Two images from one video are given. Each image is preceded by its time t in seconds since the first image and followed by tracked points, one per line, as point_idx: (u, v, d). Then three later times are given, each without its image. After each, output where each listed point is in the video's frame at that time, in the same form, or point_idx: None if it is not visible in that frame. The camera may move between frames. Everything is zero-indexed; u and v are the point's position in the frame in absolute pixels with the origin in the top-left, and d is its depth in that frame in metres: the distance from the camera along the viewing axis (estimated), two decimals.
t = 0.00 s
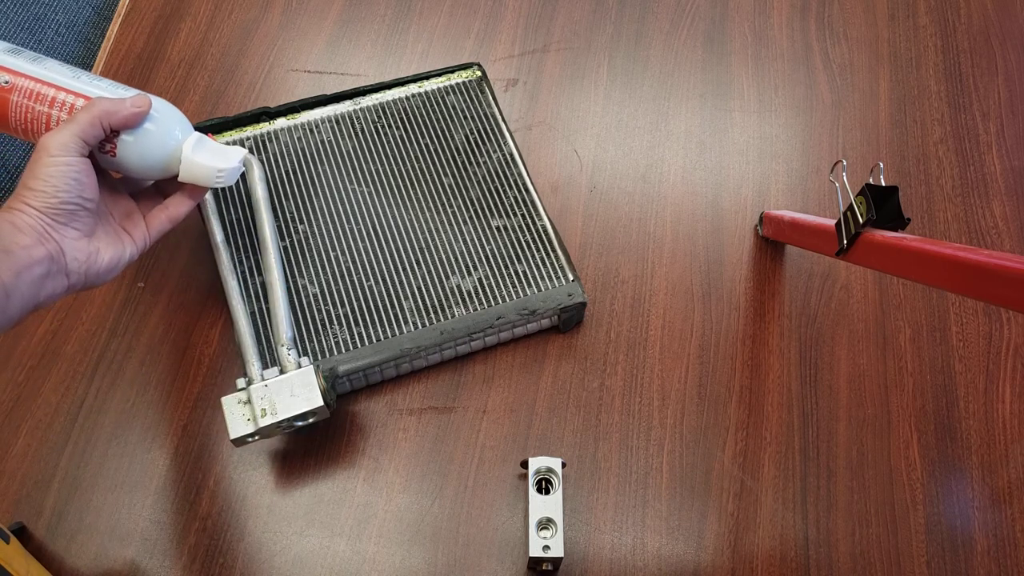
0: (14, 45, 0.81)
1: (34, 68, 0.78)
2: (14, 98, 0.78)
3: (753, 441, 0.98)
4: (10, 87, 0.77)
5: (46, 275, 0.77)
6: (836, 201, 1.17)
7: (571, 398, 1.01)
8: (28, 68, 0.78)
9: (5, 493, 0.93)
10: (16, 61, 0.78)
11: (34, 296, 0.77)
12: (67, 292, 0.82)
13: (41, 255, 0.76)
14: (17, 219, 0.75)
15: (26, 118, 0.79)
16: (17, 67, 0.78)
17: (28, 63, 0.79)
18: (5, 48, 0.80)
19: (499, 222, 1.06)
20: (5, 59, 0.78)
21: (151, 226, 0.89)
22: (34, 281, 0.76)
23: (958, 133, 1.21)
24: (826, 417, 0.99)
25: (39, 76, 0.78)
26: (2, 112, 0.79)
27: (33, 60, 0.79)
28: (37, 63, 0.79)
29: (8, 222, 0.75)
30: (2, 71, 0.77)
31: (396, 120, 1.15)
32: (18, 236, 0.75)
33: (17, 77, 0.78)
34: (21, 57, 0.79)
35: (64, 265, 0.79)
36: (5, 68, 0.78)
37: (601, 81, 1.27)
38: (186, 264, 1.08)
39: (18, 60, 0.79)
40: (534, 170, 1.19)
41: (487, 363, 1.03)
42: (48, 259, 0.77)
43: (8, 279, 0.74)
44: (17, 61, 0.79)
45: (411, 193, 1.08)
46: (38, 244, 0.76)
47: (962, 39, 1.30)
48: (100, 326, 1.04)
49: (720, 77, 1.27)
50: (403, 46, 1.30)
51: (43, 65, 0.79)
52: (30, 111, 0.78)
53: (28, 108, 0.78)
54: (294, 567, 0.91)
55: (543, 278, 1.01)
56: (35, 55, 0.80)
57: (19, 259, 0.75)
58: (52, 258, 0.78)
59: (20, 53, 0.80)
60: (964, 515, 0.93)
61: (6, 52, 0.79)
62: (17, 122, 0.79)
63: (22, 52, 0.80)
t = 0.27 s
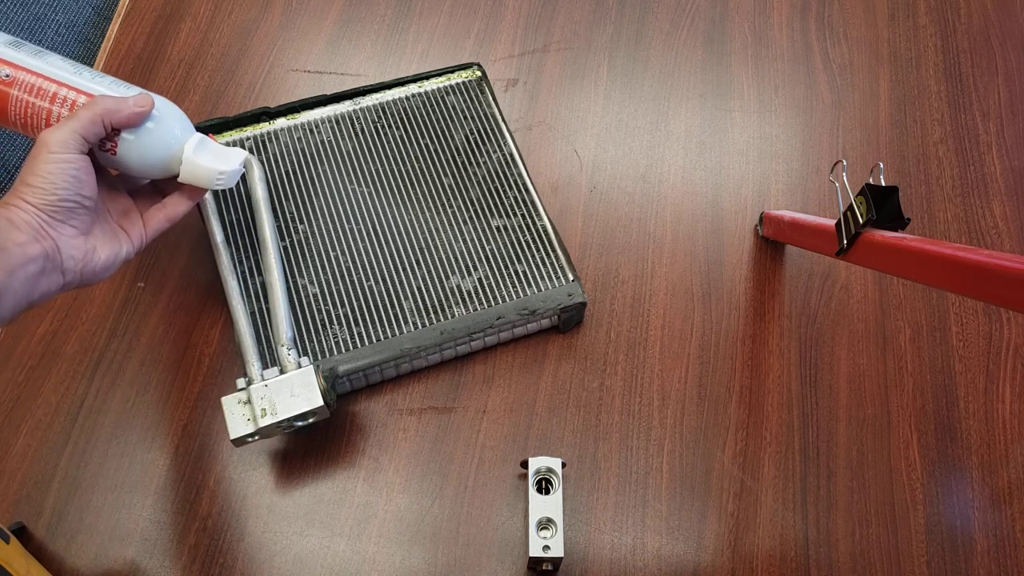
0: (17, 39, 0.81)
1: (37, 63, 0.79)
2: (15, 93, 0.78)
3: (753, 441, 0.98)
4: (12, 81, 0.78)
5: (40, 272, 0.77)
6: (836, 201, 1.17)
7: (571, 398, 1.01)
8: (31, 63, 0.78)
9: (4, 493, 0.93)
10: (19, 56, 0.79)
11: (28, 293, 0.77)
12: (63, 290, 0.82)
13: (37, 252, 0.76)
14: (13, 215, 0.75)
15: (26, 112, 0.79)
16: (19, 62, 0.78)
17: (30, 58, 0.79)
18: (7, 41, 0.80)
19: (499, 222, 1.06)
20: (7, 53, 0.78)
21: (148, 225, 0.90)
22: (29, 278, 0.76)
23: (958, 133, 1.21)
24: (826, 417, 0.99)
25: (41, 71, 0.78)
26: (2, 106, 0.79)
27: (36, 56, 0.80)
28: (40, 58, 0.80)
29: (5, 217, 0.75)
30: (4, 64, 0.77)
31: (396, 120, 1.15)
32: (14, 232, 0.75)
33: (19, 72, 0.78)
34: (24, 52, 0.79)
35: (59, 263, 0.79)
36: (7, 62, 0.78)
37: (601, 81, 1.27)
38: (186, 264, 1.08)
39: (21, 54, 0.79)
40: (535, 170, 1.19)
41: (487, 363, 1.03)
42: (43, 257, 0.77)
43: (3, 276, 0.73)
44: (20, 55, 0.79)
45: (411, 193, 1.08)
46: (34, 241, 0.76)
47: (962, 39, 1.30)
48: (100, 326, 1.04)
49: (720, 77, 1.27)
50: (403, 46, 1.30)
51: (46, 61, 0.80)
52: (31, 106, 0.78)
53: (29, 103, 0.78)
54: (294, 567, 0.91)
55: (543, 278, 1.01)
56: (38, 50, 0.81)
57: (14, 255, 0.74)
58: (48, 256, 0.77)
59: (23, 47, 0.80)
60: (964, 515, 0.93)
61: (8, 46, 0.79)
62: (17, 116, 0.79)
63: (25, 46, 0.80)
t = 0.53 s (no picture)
0: (39, 38, 0.81)
1: (60, 63, 0.78)
2: (37, 91, 0.78)
3: (753, 441, 0.98)
4: (34, 80, 0.77)
5: (58, 271, 0.77)
6: (836, 201, 1.17)
7: (570, 398, 1.01)
8: (53, 62, 0.78)
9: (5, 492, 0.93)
10: (42, 55, 0.78)
11: (46, 292, 0.77)
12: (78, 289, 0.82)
13: (55, 252, 0.76)
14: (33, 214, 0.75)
15: (47, 111, 0.79)
16: (42, 61, 0.78)
17: (53, 57, 0.79)
18: (29, 39, 0.79)
19: (499, 222, 1.06)
20: (30, 51, 0.78)
21: (162, 227, 0.89)
22: (47, 277, 0.76)
23: (958, 133, 1.21)
24: (826, 417, 0.99)
25: (64, 71, 0.78)
26: (23, 104, 0.78)
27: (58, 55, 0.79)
28: (63, 58, 0.79)
29: (24, 216, 0.75)
30: (26, 63, 0.77)
31: (396, 120, 1.15)
32: (33, 231, 0.75)
33: (41, 71, 0.77)
34: (47, 51, 0.79)
35: (76, 262, 0.80)
36: (29, 60, 0.77)
37: (601, 81, 1.27)
38: (186, 264, 1.08)
39: (43, 53, 0.78)
40: (534, 170, 1.19)
41: (487, 363, 1.03)
42: (60, 256, 0.77)
43: (20, 275, 0.73)
44: (43, 54, 0.78)
45: (411, 193, 1.08)
46: (53, 240, 0.77)
47: (962, 39, 1.30)
48: (100, 326, 1.04)
49: (720, 77, 1.27)
50: (403, 46, 1.30)
51: (68, 61, 0.79)
52: (53, 105, 0.78)
53: (50, 102, 0.78)
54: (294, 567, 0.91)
55: (542, 279, 1.01)
56: (60, 50, 0.80)
57: (31, 254, 0.75)
58: (66, 254, 0.78)
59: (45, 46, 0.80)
60: (964, 515, 0.93)
61: (31, 44, 0.79)
62: (37, 114, 0.79)
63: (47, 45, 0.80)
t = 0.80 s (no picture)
0: (50, 31, 0.80)
1: (71, 57, 0.78)
2: (47, 85, 0.77)
3: (753, 441, 0.98)
4: (45, 73, 0.77)
5: (64, 267, 0.77)
6: (836, 201, 1.16)
7: (570, 398, 1.01)
8: (64, 56, 0.77)
9: (5, 492, 0.93)
10: (52, 48, 0.77)
11: (51, 288, 0.76)
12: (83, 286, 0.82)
13: (63, 248, 0.76)
14: (40, 208, 0.75)
15: (57, 105, 0.78)
16: (53, 55, 0.77)
17: (64, 51, 0.78)
18: (39, 32, 0.78)
19: (499, 222, 1.06)
20: (40, 44, 0.77)
21: (165, 225, 0.90)
22: (53, 273, 0.76)
23: (958, 133, 1.21)
24: (826, 417, 0.99)
25: (75, 65, 0.77)
26: (32, 97, 0.78)
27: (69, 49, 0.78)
28: (73, 52, 0.79)
29: (32, 211, 0.74)
30: (37, 56, 0.76)
31: (396, 120, 1.15)
32: (41, 227, 0.74)
33: (52, 65, 0.77)
34: (58, 44, 0.78)
35: (83, 259, 0.80)
36: (40, 54, 0.77)
37: (601, 81, 1.27)
38: (186, 264, 1.08)
39: (54, 47, 0.78)
40: (534, 170, 1.19)
41: (487, 363, 1.03)
42: (68, 252, 0.77)
43: (28, 272, 0.73)
44: (53, 47, 0.78)
45: (411, 194, 1.08)
46: (60, 236, 0.76)
47: (962, 39, 1.30)
48: (100, 326, 1.04)
49: (720, 77, 1.27)
50: (403, 46, 1.30)
51: (80, 55, 0.79)
52: (62, 99, 0.77)
53: (60, 96, 0.77)
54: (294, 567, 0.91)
55: (543, 279, 1.01)
56: (71, 44, 0.80)
57: (39, 250, 0.74)
58: (73, 251, 0.77)
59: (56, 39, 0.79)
60: (964, 515, 0.93)
61: (41, 37, 0.78)
62: (45, 107, 0.78)
63: (58, 38, 0.79)
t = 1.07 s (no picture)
0: (33, 49, 0.79)
1: (54, 75, 0.77)
2: (29, 102, 0.75)
3: (753, 441, 0.98)
4: (27, 90, 0.75)
5: (42, 288, 0.74)
6: (836, 202, 1.16)
7: (571, 398, 1.01)
8: (48, 74, 0.76)
9: (5, 492, 0.93)
10: (35, 65, 0.76)
11: (28, 309, 0.73)
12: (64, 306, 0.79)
13: (40, 267, 0.73)
14: (17, 225, 0.72)
15: (38, 124, 0.76)
16: (35, 72, 0.76)
17: (48, 68, 0.77)
18: (21, 49, 0.77)
19: (499, 222, 1.06)
20: (23, 61, 0.76)
21: (150, 246, 0.88)
22: (30, 294, 0.73)
23: (958, 133, 1.21)
24: (826, 418, 0.99)
25: (59, 82, 0.76)
26: (11, 116, 0.76)
27: (53, 66, 0.77)
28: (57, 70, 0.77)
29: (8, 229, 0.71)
30: (20, 73, 0.75)
31: (396, 120, 1.15)
32: (18, 244, 0.72)
33: (35, 82, 0.75)
34: (41, 62, 0.77)
35: (63, 279, 0.77)
36: (22, 71, 0.75)
37: (601, 81, 1.27)
38: (185, 264, 1.08)
39: (38, 64, 0.77)
40: (534, 170, 1.19)
41: (487, 363, 1.03)
42: (45, 272, 0.74)
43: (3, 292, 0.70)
44: (37, 65, 0.76)
45: (411, 194, 1.08)
46: (39, 254, 0.73)
47: (962, 39, 1.30)
48: (100, 326, 1.04)
49: (720, 77, 1.27)
50: (403, 46, 1.30)
51: (63, 73, 0.77)
52: (45, 116, 0.76)
53: (42, 114, 0.76)
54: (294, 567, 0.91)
55: (543, 279, 1.01)
56: (54, 61, 0.78)
57: (13, 270, 0.71)
58: (52, 270, 0.75)
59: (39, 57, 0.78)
60: (964, 515, 0.93)
61: (23, 55, 0.77)
62: (26, 125, 0.76)
63: (41, 56, 0.78)
